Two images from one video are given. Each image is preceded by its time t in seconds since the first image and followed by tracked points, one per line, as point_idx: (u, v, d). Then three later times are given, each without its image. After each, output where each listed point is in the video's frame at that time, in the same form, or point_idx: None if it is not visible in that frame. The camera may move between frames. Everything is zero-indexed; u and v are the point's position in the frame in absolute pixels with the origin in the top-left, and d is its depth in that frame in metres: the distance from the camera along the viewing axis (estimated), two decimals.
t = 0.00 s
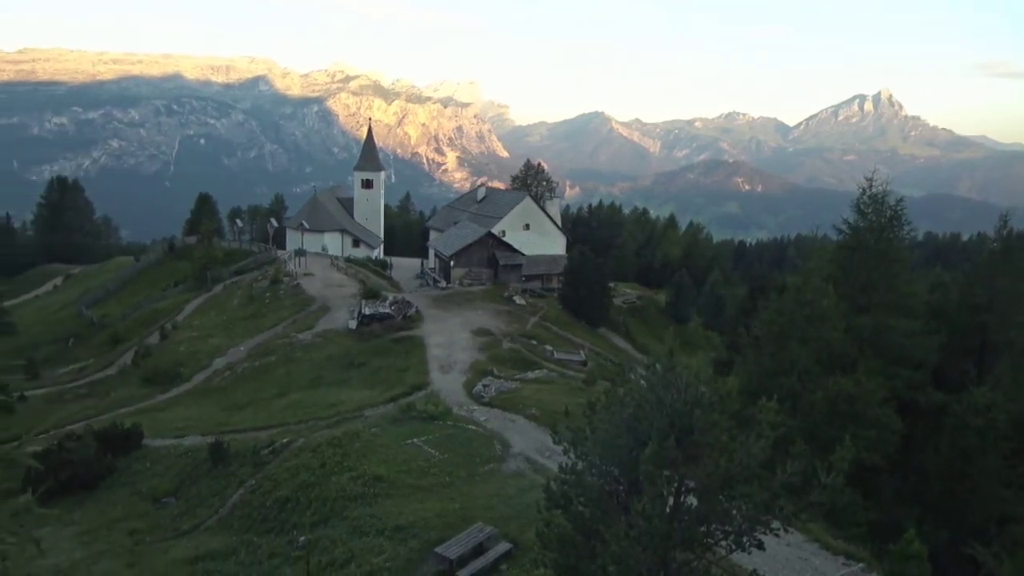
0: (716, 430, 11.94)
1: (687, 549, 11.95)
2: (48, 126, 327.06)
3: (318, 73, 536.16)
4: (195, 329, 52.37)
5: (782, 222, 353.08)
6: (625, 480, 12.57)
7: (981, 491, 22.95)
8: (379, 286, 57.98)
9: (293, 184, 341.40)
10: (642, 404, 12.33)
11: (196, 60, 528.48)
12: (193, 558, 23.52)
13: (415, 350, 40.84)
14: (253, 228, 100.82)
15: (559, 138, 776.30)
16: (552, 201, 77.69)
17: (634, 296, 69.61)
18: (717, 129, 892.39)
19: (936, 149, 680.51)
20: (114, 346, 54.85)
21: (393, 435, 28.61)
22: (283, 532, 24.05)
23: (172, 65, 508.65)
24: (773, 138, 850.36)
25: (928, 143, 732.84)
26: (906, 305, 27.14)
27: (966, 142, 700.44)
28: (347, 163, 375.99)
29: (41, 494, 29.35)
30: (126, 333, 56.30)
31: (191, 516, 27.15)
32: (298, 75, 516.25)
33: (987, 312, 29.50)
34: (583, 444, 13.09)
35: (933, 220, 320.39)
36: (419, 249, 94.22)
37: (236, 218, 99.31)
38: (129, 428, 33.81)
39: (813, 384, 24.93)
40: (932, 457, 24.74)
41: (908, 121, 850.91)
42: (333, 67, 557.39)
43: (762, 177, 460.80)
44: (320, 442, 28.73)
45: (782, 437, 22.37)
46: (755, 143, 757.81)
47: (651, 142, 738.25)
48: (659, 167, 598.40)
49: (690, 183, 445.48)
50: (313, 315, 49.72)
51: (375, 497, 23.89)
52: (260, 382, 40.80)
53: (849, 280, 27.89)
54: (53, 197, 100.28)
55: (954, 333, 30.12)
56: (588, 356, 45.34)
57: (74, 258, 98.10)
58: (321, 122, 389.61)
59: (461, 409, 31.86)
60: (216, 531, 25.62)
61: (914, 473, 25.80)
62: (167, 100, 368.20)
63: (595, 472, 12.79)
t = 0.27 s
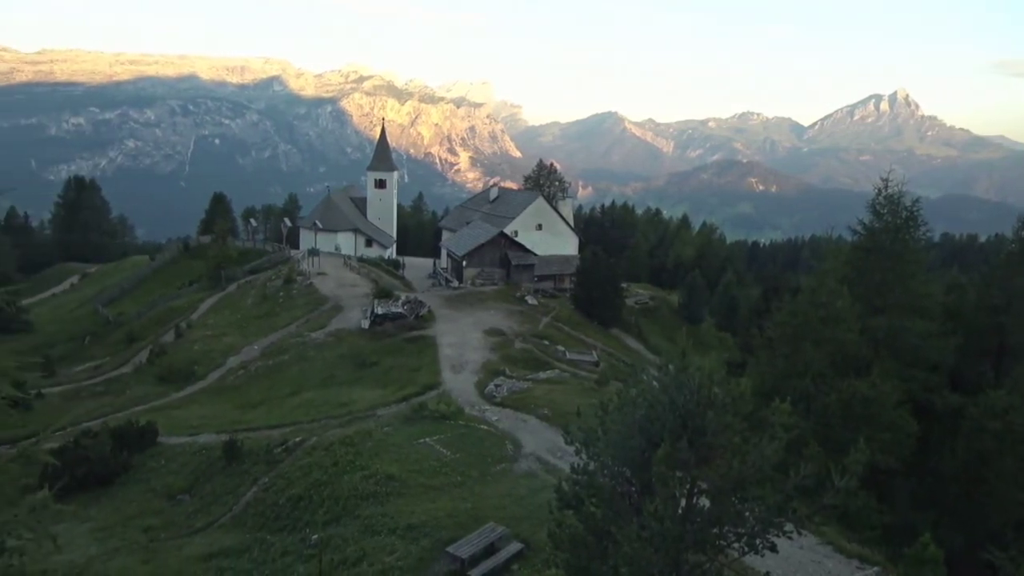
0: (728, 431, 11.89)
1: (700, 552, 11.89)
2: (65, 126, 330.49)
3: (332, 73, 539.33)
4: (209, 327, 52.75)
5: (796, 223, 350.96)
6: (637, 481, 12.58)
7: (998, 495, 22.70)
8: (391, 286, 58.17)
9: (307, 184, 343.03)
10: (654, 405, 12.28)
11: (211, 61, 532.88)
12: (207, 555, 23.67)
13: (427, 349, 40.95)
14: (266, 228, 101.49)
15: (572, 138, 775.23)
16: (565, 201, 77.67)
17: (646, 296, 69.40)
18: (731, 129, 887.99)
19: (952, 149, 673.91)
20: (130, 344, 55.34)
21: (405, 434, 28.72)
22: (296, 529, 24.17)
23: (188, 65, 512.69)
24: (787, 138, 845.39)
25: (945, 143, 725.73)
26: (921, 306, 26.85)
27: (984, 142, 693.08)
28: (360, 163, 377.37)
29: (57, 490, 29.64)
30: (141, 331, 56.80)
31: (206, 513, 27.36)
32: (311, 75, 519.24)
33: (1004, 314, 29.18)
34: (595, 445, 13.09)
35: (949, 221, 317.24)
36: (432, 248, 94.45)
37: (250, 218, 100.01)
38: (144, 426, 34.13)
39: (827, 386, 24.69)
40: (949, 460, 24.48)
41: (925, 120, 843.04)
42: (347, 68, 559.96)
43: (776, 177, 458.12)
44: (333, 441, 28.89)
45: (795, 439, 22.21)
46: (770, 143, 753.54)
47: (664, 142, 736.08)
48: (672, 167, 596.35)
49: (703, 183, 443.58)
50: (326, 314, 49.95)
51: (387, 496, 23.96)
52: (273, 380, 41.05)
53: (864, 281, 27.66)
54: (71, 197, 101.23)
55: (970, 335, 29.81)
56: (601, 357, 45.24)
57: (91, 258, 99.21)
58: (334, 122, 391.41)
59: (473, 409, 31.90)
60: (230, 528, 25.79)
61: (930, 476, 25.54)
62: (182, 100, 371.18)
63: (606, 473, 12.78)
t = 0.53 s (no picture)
0: (740, 432, 11.85)
1: (710, 553, 11.85)
2: (80, 126, 333.34)
3: (344, 73, 541.58)
4: (221, 326, 53.07)
5: (808, 223, 349.11)
6: (647, 482, 12.58)
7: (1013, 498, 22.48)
8: (402, 286, 58.33)
9: (318, 184, 344.40)
10: (665, 406, 12.26)
11: (224, 61, 536.36)
12: (218, 553, 23.81)
13: (438, 349, 41.03)
14: (279, 228, 102.02)
15: (583, 138, 774.32)
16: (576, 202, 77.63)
17: (657, 297, 69.21)
18: (743, 129, 884.15)
19: (967, 149, 667.89)
20: (143, 343, 55.75)
21: (415, 434, 28.79)
22: (307, 528, 24.28)
23: (201, 66, 516.18)
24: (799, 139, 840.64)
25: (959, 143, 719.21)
26: (935, 308, 26.62)
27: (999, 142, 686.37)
28: (371, 163, 378.53)
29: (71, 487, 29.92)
30: (154, 330, 57.21)
31: (217, 511, 27.52)
32: (323, 76, 521.51)
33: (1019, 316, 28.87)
34: (605, 446, 13.08)
35: (964, 222, 314.44)
36: (442, 249, 94.62)
37: (263, 217, 100.61)
38: (157, 424, 34.39)
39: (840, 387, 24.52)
40: (963, 463, 24.26)
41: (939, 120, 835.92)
42: (358, 68, 562.01)
43: (788, 177, 455.59)
44: (344, 440, 29.00)
45: (807, 440, 22.08)
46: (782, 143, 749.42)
47: (675, 142, 733.84)
48: (683, 167, 594.47)
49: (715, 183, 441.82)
50: (337, 314, 50.13)
51: (397, 495, 24.02)
52: (284, 379, 41.24)
53: (877, 282, 27.48)
54: (85, 196, 101.23)
55: (985, 337, 29.53)
56: (611, 357, 45.17)
57: (105, 257, 100.10)
58: (346, 123, 392.89)
59: (484, 409, 31.94)
60: (241, 526, 25.93)
61: (943, 478, 25.33)
62: (195, 101, 373.69)
63: (616, 473, 12.79)
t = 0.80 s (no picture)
0: (753, 434, 11.80)
1: (723, 555, 11.80)
2: (97, 126, 336.46)
3: (358, 74, 543.84)
4: (236, 325, 53.44)
5: (822, 224, 346.86)
6: (659, 483, 12.56)
7: None
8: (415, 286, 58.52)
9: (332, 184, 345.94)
10: (678, 407, 12.23)
11: (239, 62, 540.44)
12: (232, 550, 23.95)
13: (450, 349, 41.10)
14: (292, 227, 102.55)
15: (597, 138, 773.07)
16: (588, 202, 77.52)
17: (670, 297, 68.97)
18: (757, 129, 879.19)
19: (985, 149, 660.62)
20: (158, 341, 56.21)
21: (427, 433, 28.85)
22: (319, 526, 24.39)
23: (216, 66, 520.17)
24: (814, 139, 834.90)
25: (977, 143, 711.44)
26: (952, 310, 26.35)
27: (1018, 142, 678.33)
28: (385, 163, 379.75)
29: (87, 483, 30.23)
30: (169, 329, 57.66)
31: (231, 508, 27.71)
32: (337, 76, 524.09)
33: None
34: (617, 446, 13.07)
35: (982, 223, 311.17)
36: (455, 249, 94.76)
37: (277, 217, 101.20)
38: (172, 422, 34.64)
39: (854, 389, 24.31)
40: (979, 467, 23.99)
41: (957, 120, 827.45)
42: (372, 68, 563.96)
43: (803, 177, 452.55)
44: (356, 439, 29.11)
45: (821, 442, 21.93)
46: (796, 143, 744.28)
47: (688, 142, 730.94)
48: (697, 168, 592.03)
49: (728, 184, 439.65)
50: (350, 313, 50.32)
51: (409, 494, 24.09)
52: (297, 378, 41.45)
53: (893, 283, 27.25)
54: (101, 195, 101.33)
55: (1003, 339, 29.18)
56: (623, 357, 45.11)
57: (121, 256, 101.04)
58: (359, 123, 394.44)
59: (496, 409, 31.96)
60: (254, 524, 26.07)
61: (959, 481, 25.09)
62: (210, 101, 376.46)
63: (629, 474, 12.78)
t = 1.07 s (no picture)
0: (764, 435, 11.75)
1: (734, 557, 11.77)
2: (111, 127, 338.97)
3: (369, 74, 545.86)
4: (248, 324, 53.71)
5: (835, 224, 344.77)
6: (670, 484, 12.56)
7: None
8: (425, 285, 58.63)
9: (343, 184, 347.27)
10: (689, 408, 12.19)
11: (251, 62, 543.97)
12: (243, 548, 24.08)
13: (460, 349, 41.15)
14: (304, 227, 102.95)
15: (608, 138, 772.38)
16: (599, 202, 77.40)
17: (681, 298, 68.76)
18: (769, 129, 875.11)
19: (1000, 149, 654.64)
20: (171, 340, 56.60)
21: (437, 433, 28.88)
22: (330, 525, 24.47)
23: (229, 67, 523.73)
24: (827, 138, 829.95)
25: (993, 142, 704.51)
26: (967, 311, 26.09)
27: None
28: (396, 163, 380.80)
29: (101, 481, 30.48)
30: (182, 328, 58.05)
31: (242, 506, 27.87)
32: (348, 77, 526.15)
33: None
34: (628, 447, 13.05)
35: (996, 223, 308.46)
36: (465, 248, 94.86)
37: (288, 217, 101.63)
38: (184, 420, 34.87)
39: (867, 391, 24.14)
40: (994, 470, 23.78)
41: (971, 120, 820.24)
42: (384, 68, 565.03)
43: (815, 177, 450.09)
44: (367, 439, 29.19)
45: (833, 444, 21.78)
46: (809, 143, 740.50)
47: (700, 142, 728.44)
48: (708, 168, 590.02)
49: (740, 184, 437.91)
50: (361, 313, 50.46)
51: (419, 493, 24.13)
52: (308, 377, 41.61)
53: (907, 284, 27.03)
54: (115, 195, 101.77)
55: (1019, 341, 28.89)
56: (634, 358, 45.02)
57: (135, 255, 101.80)
58: (371, 123, 395.70)
59: (506, 408, 31.97)
60: (266, 522, 26.20)
61: (974, 484, 24.87)
62: (223, 102, 378.75)
63: (640, 475, 12.77)
